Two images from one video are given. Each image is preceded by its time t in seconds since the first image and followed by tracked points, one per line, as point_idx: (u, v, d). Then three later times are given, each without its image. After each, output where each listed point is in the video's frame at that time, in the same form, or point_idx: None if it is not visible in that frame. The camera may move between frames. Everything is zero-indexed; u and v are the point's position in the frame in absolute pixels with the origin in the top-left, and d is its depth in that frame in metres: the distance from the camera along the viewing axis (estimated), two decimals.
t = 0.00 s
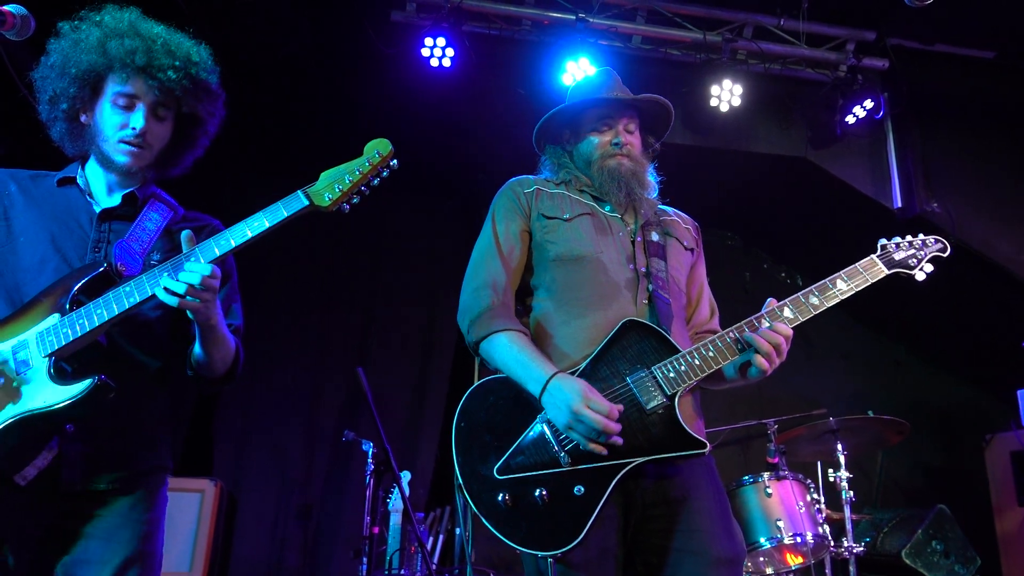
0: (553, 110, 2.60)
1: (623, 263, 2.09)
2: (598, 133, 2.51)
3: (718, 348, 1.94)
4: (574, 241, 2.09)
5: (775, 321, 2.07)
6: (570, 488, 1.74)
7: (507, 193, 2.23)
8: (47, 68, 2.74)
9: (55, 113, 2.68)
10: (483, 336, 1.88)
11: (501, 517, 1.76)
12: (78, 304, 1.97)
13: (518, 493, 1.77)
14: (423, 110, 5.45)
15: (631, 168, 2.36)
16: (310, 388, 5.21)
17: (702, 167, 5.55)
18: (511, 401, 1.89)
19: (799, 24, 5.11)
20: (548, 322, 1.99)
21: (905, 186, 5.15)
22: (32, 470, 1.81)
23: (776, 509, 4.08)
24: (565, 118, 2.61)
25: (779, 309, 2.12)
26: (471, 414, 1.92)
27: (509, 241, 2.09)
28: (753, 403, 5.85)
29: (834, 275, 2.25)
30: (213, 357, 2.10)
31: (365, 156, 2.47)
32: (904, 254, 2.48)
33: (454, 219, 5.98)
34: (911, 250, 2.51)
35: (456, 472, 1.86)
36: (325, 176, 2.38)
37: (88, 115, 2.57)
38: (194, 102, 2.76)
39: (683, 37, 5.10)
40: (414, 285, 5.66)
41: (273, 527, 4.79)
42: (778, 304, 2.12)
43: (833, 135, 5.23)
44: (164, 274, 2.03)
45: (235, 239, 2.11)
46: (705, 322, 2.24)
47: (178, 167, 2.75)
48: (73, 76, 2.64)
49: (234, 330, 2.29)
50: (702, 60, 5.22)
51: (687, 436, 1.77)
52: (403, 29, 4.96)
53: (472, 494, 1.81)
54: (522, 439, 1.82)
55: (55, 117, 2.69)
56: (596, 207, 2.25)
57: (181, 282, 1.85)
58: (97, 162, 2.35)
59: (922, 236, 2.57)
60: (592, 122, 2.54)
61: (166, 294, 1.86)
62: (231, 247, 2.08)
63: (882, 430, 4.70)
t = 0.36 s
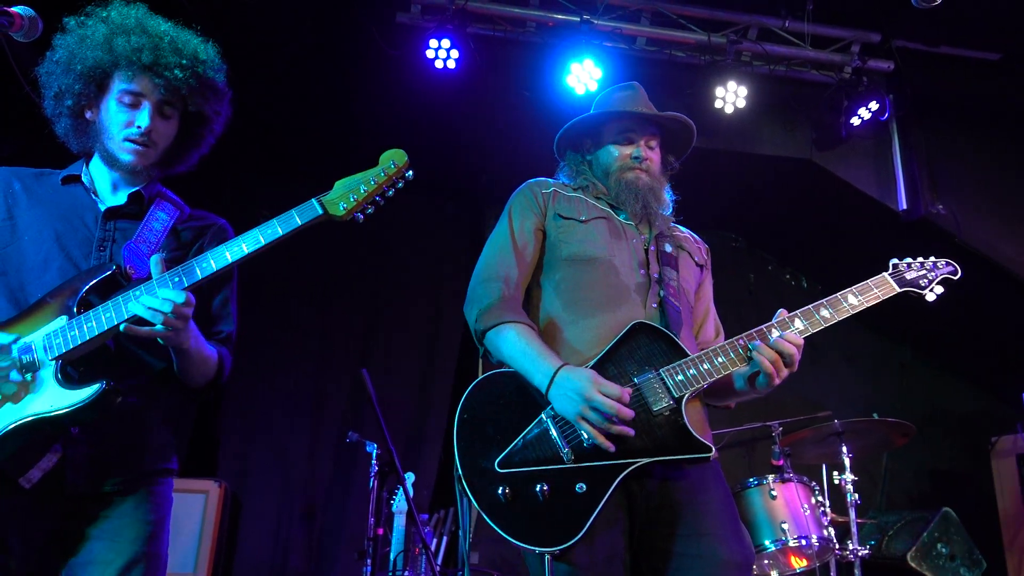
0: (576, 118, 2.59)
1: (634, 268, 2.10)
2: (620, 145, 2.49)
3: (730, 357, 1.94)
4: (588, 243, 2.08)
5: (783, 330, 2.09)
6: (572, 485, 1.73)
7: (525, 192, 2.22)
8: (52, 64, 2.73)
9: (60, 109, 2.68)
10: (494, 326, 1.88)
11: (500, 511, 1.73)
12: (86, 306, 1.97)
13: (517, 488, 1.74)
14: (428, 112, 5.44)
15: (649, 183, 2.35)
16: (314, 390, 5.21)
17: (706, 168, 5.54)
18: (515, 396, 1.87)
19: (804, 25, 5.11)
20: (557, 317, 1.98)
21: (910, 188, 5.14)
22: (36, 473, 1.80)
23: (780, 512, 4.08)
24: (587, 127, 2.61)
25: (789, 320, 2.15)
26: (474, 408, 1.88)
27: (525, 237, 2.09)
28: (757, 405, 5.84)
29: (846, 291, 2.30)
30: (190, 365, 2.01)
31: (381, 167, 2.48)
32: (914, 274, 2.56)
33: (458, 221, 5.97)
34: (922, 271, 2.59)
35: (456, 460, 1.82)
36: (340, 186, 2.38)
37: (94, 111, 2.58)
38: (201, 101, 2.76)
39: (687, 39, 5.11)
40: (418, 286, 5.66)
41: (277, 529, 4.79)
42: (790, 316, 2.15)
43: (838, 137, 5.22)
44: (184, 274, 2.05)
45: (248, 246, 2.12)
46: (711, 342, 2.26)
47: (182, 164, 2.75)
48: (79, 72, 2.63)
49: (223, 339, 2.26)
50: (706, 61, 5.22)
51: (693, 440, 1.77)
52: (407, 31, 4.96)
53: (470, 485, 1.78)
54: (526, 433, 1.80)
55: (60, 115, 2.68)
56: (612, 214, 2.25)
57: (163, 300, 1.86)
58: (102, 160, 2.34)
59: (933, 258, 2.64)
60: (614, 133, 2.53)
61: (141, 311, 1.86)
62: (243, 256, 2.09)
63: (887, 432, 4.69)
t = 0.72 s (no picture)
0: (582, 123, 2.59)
1: (640, 270, 2.10)
2: (628, 147, 2.49)
3: (740, 360, 1.98)
4: (594, 247, 2.08)
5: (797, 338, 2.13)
6: (581, 487, 1.72)
7: (529, 198, 2.23)
8: (54, 56, 2.72)
9: (63, 100, 2.67)
10: (503, 327, 1.89)
11: (508, 511, 1.71)
12: (96, 302, 1.97)
13: (527, 488, 1.73)
14: (433, 113, 5.44)
15: (658, 187, 2.34)
16: (319, 391, 5.21)
17: (712, 170, 5.53)
18: (522, 395, 1.86)
19: (811, 27, 5.10)
20: (566, 317, 1.98)
21: (916, 191, 5.12)
22: (41, 474, 1.81)
23: (786, 515, 4.07)
24: (595, 131, 2.61)
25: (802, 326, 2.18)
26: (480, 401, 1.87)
27: (530, 242, 2.08)
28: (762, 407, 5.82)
29: (858, 299, 2.33)
30: (191, 364, 2.04)
31: (392, 161, 2.48)
32: (925, 284, 2.57)
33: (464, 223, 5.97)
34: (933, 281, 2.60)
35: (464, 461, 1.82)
36: (351, 180, 2.38)
37: (97, 101, 2.59)
38: (205, 92, 2.77)
39: (693, 40, 5.10)
40: (423, 288, 5.66)
41: (282, 530, 4.80)
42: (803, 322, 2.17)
43: (845, 140, 5.21)
44: (196, 270, 2.05)
45: (259, 242, 2.12)
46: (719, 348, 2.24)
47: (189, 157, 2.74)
48: (83, 61, 2.64)
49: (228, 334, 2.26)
50: (712, 63, 5.20)
51: (702, 444, 1.77)
52: (414, 33, 4.97)
53: (478, 484, 1.76)
54: (533, 433, 1.80)
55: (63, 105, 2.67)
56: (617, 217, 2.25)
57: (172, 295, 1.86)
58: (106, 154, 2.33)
59: (944, 270, 2.66)
60: (622, 136, 2.52)
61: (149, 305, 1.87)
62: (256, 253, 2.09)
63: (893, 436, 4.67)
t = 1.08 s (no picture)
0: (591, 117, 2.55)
1: (646, 271, 2.10)
2: (639, 144, 2.47)
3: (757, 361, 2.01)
4: (601, 248, 2.08)
5: (814, 338, 2.13)
6: (603, 490, 1.72)
7: (534, 198, 2.21)
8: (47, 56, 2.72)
9: (58, 100, 2.68)
10: (509, 334, 1.87)
11: (530, 516, 1.71)
12: (106, 314, 1.99)
13: (549, 492, 1.73)
14: (439, 114, 5.45)
15: (667, 187, 2.33)
16: (325, 392, 5.22)
17: (718, 172, 5.52)
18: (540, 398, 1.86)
19: (818, 28, 5.10)
20: (573, 321, 1.98)
21: (924, 192, 5.11)
22: (52, 474, 1.81)
23: (792, 517, 4.06)
24: (602, 125, 2.58)
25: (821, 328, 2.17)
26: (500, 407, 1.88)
27: (536, 243, 2.08)
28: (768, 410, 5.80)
29: (874, 299, 2.28)
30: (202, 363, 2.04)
31: (399, 187, 2.50)
32: (938, 284, 2.55)
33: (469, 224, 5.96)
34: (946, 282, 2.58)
35: (484, 463, 1.81)
36: (359, 203, 2.38)
37: (92, 102, 2.59)
38: (200, 91, 2.77)
39: (701, 41, 5.09)
40: (428, 288, 5.66)
41: (287, 530, 4.80)
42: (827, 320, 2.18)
43: (852, 142, 5.19)
44: (206, 285, 2.06)
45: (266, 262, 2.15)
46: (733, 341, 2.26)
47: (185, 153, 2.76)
48: (75, 63, 2.64)
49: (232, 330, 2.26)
50: (719, 65, 5.20)
51: (720, 446, 1.78)
52: (420, 34, 4.98)
53: (500, 490, 1.76)
54: (554, 437, 1.79)
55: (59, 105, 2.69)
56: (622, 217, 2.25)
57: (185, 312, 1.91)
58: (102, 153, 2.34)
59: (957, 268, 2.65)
60: (631, 133, 2.50)
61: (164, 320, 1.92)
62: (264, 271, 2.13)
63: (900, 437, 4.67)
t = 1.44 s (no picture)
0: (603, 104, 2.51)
1: (658, 273, 2.09)
2: (653, 132, 2.43)
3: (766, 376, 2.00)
4: (612, 250, 2.07)
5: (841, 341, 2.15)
6: (612, 498, 1.71)
7: (542, 194, 2.19)
8: (57, 54, 2.73)
9: (69, 99, 2.70)
10: (523, 341, 1.87)
11: (539, 523, 1.74)
12: (122, 311, 1.99)
13: (558, 498, 1.75)
14: (445, 114, 5.45)
15: (683, 176, 2.31)
16: (331, 391, 5.22)
17: (724, 171, 5.50)
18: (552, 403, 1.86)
19: (824, 27, 5.08)
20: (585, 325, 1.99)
21: (932, 191, 5.09)
22: (78, 475, 1.81)
23: (800, 517, 4.05)
24: (614, 112, 2.51)
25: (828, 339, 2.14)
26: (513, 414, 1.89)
27: (546, 243, 2.06)
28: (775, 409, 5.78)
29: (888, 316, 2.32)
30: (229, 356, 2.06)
31: (407, 167, 2.48)
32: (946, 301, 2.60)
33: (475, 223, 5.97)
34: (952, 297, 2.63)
35: (495, 467, 1.85)
36: (367, 187, 2.37)
37: (103, 100, 2.60)
38: (209, 86, 2.77)
39: (707, 40, 5.08)
40: (435, 288, 5.66)
41: (294, 530, 4.81)
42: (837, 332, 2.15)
43: (859, 141, 5.17)
44: (216, 278, 2.06)
45: (276, 251, 2.13)
46: (733, 330, 2.27)
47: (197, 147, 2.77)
48: (86, 62, 2.65)
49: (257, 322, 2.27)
50: (725, 64, 5.18)
51: (728, 458, 1.77)
52: (426, 34, 5.05)
53: (511, 498, 1.79)
54: (564, 444, 1.78)
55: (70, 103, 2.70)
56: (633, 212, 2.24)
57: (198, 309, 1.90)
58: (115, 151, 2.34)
59: (970, 288, 2.71)
60: (646, 121, 2.46)
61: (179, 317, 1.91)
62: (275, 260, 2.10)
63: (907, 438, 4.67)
